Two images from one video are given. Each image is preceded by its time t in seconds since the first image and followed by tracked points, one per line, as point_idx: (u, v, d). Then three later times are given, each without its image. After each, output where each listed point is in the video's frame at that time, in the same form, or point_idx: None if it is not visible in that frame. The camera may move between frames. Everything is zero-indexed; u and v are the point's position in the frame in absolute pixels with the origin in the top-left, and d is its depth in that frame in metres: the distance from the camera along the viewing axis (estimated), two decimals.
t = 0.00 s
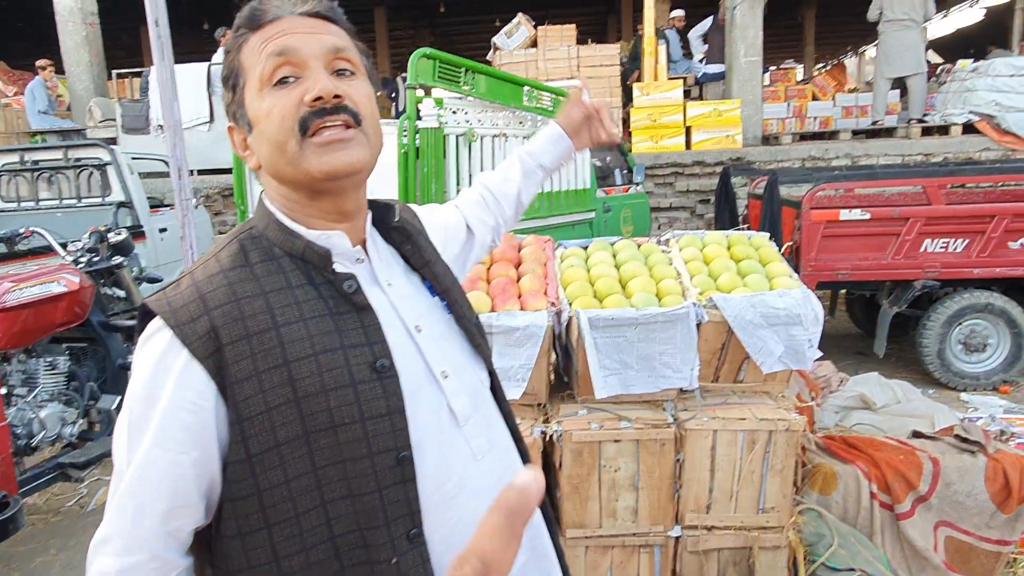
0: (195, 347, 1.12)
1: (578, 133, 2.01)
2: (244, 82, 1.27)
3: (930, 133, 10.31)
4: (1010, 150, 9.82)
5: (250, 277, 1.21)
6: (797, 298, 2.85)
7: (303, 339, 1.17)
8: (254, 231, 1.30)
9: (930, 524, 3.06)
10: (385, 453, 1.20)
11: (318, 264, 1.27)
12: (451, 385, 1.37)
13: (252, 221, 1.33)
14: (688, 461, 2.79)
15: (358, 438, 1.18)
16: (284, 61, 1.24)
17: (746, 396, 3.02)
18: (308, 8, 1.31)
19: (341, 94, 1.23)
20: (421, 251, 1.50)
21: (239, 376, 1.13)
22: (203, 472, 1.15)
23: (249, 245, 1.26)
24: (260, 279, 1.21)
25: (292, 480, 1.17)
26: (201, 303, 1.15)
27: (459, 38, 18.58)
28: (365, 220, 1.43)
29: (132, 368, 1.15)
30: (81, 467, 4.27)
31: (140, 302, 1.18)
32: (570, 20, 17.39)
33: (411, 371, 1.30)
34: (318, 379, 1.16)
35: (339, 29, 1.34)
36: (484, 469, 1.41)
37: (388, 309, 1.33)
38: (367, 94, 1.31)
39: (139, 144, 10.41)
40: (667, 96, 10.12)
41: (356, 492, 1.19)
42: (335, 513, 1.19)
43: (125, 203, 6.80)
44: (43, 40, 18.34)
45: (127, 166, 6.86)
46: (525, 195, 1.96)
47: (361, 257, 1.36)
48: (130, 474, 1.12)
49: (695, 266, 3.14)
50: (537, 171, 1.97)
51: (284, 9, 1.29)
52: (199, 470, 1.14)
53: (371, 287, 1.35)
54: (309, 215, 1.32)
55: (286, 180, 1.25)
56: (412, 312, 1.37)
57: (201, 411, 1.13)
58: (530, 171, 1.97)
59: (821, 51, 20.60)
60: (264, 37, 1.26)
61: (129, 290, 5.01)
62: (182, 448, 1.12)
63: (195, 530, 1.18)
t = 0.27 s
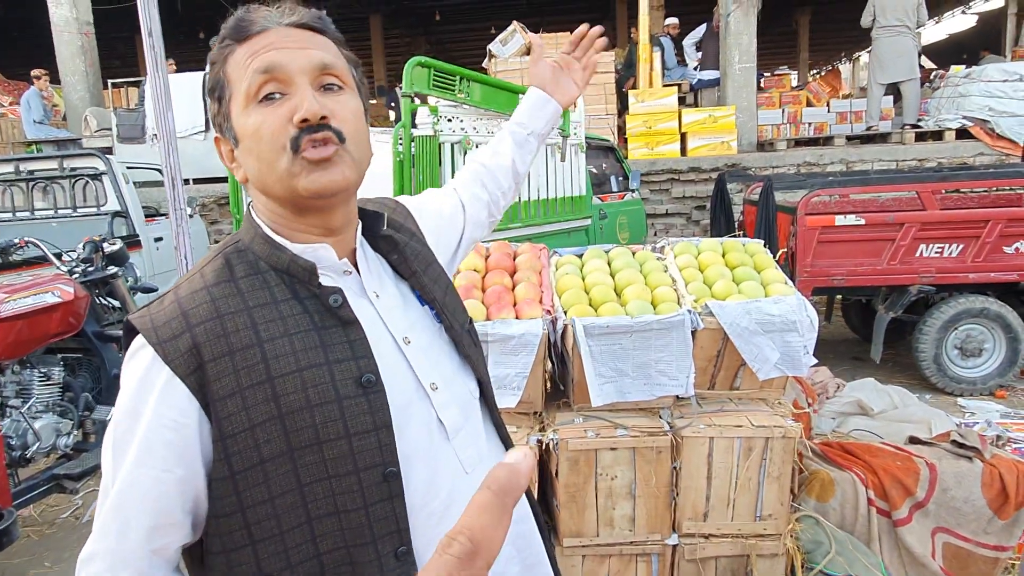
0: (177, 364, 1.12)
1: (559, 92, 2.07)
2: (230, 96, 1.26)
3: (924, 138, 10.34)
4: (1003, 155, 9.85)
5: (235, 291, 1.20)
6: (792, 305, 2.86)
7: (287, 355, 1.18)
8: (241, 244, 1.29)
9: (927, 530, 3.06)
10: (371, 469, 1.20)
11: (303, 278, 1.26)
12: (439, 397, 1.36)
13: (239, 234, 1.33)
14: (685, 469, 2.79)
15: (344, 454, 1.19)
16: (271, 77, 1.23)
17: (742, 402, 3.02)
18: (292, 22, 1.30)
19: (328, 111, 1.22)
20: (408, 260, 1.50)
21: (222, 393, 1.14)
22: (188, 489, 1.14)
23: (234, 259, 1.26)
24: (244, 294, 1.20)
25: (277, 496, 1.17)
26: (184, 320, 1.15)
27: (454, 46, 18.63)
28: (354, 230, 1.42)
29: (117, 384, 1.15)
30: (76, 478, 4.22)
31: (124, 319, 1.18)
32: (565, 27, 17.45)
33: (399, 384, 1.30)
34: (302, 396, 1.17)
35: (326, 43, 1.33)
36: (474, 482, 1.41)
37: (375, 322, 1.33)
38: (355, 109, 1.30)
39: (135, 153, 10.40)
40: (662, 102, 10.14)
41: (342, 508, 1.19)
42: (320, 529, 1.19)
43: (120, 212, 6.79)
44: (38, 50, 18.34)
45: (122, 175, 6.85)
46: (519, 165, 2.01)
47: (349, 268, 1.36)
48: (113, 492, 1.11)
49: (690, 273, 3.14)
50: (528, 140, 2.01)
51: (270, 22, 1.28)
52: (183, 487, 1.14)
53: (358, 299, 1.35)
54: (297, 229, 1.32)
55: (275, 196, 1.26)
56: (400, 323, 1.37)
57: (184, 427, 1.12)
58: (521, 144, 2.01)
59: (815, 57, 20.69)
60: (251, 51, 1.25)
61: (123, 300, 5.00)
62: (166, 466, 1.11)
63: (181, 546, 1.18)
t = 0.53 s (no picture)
0: (163, 386, 1.11)
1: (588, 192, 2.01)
2: (193, 118, 1.24)
3: (924, 139, 10.34)
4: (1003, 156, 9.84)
5: (224, 308, 1.19)
6: (793, 307, 2.84)
7: (275, 375, 1.16)
8: (232, 255, 1.28)
9: (930, 533, 3.04)
10: (362, 490, 1.19)
11: (294, 292, 1.23)
12: (435, 413, 1.35)
13: (230, 245, 1.32)
14: (686, 472, 2.77)
15: (333, 474, 1.18)
16: (227, 97, 1.19)
17: (744, 405, 3.00)
18: (240, 26, 1.22)
19: (291, 128, 1.20)
20: (409, 270, 1.47)
21: (208, 414, 1.13)
22: (178, 508, 1.14)
23: (225, 272, 1.25)
24: (232, 311, 1.19)
25: (266, 516, 1.17)
26: (170, 339, 1.15)
27: (454, 49, 18.65)
28: (349, 239, 1.40)
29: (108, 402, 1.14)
30: (74, 482, 4.21)
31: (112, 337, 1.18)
32: (564, 30, 17.47)
33: (391, 401, 1.29)
34: (291, 416, 1.16)
35: (283, 43, 1.27)
36: (469, 498, 1.40)
37: (369, 336, 1.31)
38: (323, 113, 1.26)
39: (134, 156, 10.40)
40: (662, 104, 10.13)
41: (332, 528, 1.19)
42: (311, 549, 1.19)
43: (118, 215, 6.78)
44: (38, 54, 18.36)
45: (121, 179, 6.84)
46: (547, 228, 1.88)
47: (342, 280, 1.34)
48: (103, 512, 1.11)
49: (690, 275, 3.12)
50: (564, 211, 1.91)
51: (216, 30, 1.22)
52: (173, 507, 1.14)
53: (353, 312, 1.32)
54: (283, 244, 1.32)
55: (253, 218, 1.26)
56: (396, 336, 1.35)
57: (171, 447, 1.12)
58: (555, 209, 1.89)
59: (814, 59, 20.71)
60: (202, 71, 1.21)
61: (122, 304, 4.99)
62: (154, 487, 1.11)
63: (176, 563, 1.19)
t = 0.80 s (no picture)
0: (159, 387, 1.11)
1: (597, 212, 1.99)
2: (200, 118, 1.23)
3: (922, 140, 10.34)
4: (1001, 156, 9.86)
5: (221, 309, 1.18)
6: (792, 307, 2.84)
7: (271, 379, 1.16)
8: (230, 255, 1.27)
9: (930, 533, 3.03)
10: (357, 495, 1.19)
11: (291, 295, 1.23)
12: (434, 419, 1.34)
13: (229, 245, 1.31)
14: (686, 472, 2.76)
15: (328, 479, 1.17)
16: (238, 102, 1.18)
17: (743, 406, 3.00)
18: (253, 26, 1.20)
19: (303, 139, 1.19)
20: (412, 274, 1.45)
21: (203, 417, 1.12)
22: (172, 511, 1.13)
23: (223, 273, 1.24)
24: (229, 313, 1.18)
25: (260, 521, 1.16)
26: (166, 340, 1.14)
27: (452, 51, 18.66)
28: (349, 242, 1.39)
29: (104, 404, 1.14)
30: (71, 486, 4.20)
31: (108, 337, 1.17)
32: (562, 31, 17.49)
33: (389, 406, 1.28)
34: (287, 420, 1.15)
35: (296, 46, 1.25)
36: (466, 505, 1.39)
37: (367, 340, 1.30)
38: (334, 122, 1.25)
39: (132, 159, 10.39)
40: (660, 105, 10.13)
41: (327, 533, 1.18)
42: (304, 555, 1.18)
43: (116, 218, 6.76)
44: (35, 57, 18.36)
45: (118, 181, 6.83)
46: (553, 247, 1.85)
47: (342, 283, 1.34)
48: (97, 515, 1.10)
49: (689, 275, 3.12)
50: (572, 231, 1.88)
51: (228, 29, 1.19)
52: (168, 510, 1.13)
53: (351, 316, 1.32)
54: (284, 248, 1.31)
55: (257, 223, 1.25)
56: (396, 340, 1.34)
57: (166, 449, 1.11)
58: (564, 228, 1.87)
59: (812, 61, 20.73)
60: (213, 71, 1.19)
61: (120, 306, 4.96)
62: (149, 489, 1.10)
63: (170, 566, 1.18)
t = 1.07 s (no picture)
0: (160, 383, 1.11)
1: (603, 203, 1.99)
2: (203, 118, 1.23)
3: (920, 139, 10.35)
4: (999, 155, 9.86)
5: (222, 307, 1.19)
6: (791, 304, 2.84)
7: (272, 376, 1.16)
8: (231, 252, 1.28)
9: (930, 530, 3.03)
10: (357, 492, 1.19)
11: (292, 292, 1.23)
12: (434, 416, 1.34)
13: (230, 242, 1.32)
14: (685, 469, 2.77)
15: (328, 476, 1.17)
16: (242, 104, 1.18)
17: (742, 403, 3.00)
18: (257, 28, 1.19)
19: (307, 142, 1.19)
20: (413, 271, 1.45)
21: (204, 414, 1.12)
22: (175, 507, 1.14)
23: (224, 270, 1.25)
24: (230, 310, 1.19)
25: (261, 517, 1.16)
26: (167, 337, 1.15)
27: (451, 52, 18.67)
28: (350, 240, 1.40)
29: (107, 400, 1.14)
30: (71, 486, 4.20)
31: (110, 334, 1.18)
32: (561, 32, 17.50)
33: (389, 403, 1.29)
34: (287, 416, 1.16)
35: (300, 47, 1.25)
36: (467, 502, 1.40)
37: (367, 337, 1.31)
38: (338, 124, 1.26)
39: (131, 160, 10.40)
40: (659, 105, 10.14)
41: (327, 530, 1.18)
42: (305, 551, 1.18)
43: (115, 219, 6.77)
44: (34, 59, 18.37)
45: (117, 182, 6.83)
46: (558, 240, 1.86)
47: (343, 281, 1.34)
48: (100, 511, 1.11)
49: (688, 273, 3.12)
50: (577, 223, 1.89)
51: (232, 30, 1.19)
52: (171, 506, 1.13)
53: (353, 313, 1.33)
54: (285, 246, 1.31)
55: (259, 223, 1.26)
56: (397, 337, 1.34)
57: (168, 445, 1.11)
58: (569, 219, 1.87)
59: (810, 60, 20.75)
60: (217, 73, 1.19)
61: (120, 306, 4.96)
62: (152, 486, 1.10)
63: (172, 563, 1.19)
